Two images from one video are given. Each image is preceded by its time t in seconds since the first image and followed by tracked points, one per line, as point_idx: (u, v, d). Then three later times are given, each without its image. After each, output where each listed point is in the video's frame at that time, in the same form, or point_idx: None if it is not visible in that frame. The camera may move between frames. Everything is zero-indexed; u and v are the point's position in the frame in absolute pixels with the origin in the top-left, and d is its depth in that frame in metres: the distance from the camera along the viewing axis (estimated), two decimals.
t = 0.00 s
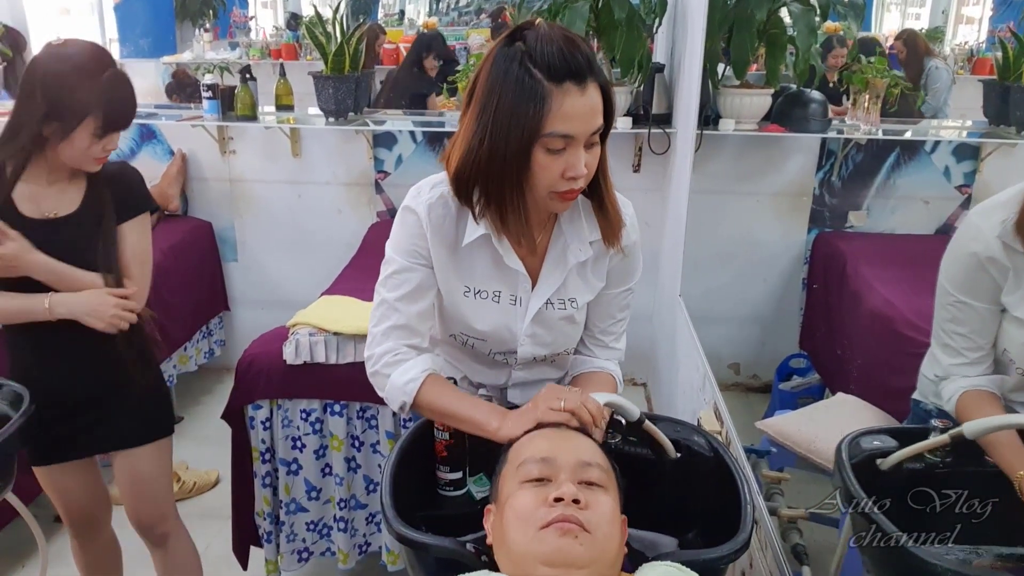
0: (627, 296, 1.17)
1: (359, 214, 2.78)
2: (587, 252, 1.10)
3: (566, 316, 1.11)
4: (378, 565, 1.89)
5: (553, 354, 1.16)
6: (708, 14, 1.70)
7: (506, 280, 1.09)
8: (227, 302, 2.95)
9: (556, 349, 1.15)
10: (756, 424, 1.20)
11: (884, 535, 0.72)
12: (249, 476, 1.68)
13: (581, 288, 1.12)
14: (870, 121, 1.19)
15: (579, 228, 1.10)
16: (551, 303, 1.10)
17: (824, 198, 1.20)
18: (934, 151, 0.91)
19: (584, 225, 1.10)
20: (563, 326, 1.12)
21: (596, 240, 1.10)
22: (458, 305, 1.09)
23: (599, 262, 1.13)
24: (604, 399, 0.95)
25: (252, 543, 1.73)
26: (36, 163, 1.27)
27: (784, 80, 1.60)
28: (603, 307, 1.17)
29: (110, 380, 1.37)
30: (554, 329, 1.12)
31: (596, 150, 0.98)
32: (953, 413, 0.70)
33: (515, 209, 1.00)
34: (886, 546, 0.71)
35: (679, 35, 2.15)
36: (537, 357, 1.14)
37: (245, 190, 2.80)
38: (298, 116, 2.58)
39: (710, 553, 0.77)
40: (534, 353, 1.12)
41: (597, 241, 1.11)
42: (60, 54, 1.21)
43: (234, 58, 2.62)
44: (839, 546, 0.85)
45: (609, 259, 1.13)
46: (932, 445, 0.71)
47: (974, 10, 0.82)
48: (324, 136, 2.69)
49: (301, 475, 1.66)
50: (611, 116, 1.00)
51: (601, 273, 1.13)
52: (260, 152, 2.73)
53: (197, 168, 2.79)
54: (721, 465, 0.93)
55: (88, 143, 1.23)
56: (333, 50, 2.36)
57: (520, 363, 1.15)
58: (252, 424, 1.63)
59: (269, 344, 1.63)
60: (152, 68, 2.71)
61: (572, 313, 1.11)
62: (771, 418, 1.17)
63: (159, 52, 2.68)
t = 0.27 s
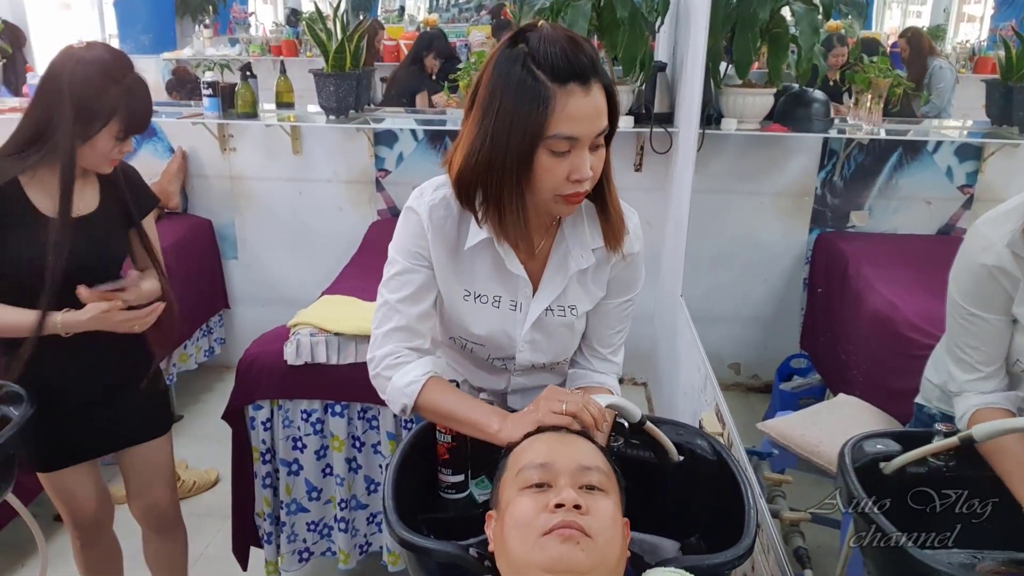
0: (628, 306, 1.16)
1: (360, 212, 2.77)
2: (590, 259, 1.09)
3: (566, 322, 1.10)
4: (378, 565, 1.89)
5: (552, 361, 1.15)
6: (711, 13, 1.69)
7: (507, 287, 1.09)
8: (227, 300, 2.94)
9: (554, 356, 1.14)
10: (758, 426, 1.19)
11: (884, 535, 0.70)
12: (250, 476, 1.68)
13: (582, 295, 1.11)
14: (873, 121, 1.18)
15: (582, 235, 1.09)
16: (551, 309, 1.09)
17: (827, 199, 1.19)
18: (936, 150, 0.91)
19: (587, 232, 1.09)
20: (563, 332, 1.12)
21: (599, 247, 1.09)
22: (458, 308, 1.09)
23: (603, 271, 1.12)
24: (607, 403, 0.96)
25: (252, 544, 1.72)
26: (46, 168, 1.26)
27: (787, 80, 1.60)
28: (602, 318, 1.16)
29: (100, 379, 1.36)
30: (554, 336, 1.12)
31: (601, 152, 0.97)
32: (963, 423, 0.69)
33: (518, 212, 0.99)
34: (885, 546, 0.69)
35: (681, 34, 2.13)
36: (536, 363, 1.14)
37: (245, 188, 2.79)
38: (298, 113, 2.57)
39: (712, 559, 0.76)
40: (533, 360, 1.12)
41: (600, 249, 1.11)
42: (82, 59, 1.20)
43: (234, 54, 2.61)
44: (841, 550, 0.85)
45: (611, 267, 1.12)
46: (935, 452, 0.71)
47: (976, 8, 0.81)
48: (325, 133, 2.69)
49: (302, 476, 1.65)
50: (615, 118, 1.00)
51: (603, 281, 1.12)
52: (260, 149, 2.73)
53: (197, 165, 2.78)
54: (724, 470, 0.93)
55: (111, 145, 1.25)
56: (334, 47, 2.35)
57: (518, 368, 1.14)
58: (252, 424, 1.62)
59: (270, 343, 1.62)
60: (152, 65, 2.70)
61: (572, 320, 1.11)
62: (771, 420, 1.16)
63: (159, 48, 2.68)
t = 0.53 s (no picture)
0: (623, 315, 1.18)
1: (360, 209, 2.77)
2: (592, 272, 1.09)
3: (564, 333, 1.11)
4: (379, 562, 1.89)
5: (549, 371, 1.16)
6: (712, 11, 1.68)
7: (506, 295, 1.09)
8: (227, 297, 2.94)
9: (548, 368, 1.15)
10: (757, 425, 1.19)
11: (884, 535, 0.70)
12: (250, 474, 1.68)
13: (580, 306, 1.12)
14: (874, 121, 1.18)
15: (584, 248, 1.10)
16: (551, 320, 1.10)
17: (827, 197, 1.19)
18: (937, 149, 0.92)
19: (589, 245, 1.10)
20: (560, 342, 1.12)
21: (601, 260, 1.10)
22: (458, 316, 1.09)
23: (603, 284, 1.12)
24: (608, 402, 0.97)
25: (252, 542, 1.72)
26: (73, 168, 1.18)
27: (788, 78, 1.59)
28: (598, 329, 1.17)
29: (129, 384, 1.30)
30: (552, 346, 1.12)
31: (607, 164, 0.97)
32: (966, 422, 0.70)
33: (521, 224, 0.99)
34: (885, 546, 0.70)
35: (682, 32, 2.13)
36: (532, 374, 1.14)
37: (245, 185, 2.79)
38: (298, 110, 2.57)
39: (713, 561, 0.76)
40: (530, 370, 1.12)
41: (601, 262, 1.11)
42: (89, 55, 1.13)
43: (233, 52, 2.64)
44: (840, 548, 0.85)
45: (611, 280, 1.12)
46: (934, 454, 0.71)
47: (975, 7, 0.81)
48: (325, 131, 2.68)
49: (302, 474, 1.66)
50: (621, 130, 1.00)
51: (602, 294, 1.13)
52: (259, 146, 2.72)
53: (196, 163, 2.78)
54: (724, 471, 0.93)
55: (133, 134, 1.21)
56: (334, 45, 2.34)
57: (514, 377, 1.15)
58: (252, 423, 1.62)
59: (269, 342, 1.62)
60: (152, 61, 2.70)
61: (571, 332, 1.11)
62: (770, 419, 1.16)
63: (158, 45, 2.67)
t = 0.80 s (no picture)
0: (617, 315, 1.17)
1: (359, 206, 2.77)
2: (586, 269, 1.09)
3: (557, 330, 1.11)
4: (378, 557, 1.90)
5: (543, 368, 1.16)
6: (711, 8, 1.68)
7: (500, 292, 1.09)
8: (226, 294, 2.94)
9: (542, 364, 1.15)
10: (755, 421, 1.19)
11: (885, 534, 0.70)
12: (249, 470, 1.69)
13: (574, 303, 1.12)
14: (872, 117, 1.18)
15: (578, 246, 1.09)
16: (543, 317, 1.10)
17: (825, 193, 1.19)
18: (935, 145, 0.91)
19: (583, 242, 1.09)
20: (554, 339, 1.13)
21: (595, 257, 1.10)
22: (454, 312, 1.09)
23: (598, 282, 1.12)
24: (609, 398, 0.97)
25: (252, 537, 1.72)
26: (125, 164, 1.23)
27: (786, 74, 1.60)
28: (591, 328, 1.17)
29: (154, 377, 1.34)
30: (546, 343, 1.13)
31: (602, 162, 0.98)
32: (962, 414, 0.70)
33: (516, 222, 0.99)
34: (886, 546, 0.69)
35: (681, 28, 2.13)
36: (525, 371, 1.15)
37: (244, 182, 2.79)
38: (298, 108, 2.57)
39: (712, 552, 0.77)
40: (522, 367, 1.13)
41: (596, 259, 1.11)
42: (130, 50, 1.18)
43: (232, 48, 2.61)
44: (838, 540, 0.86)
45: (605, 277, 1.12)
46: (932, 446, 0.72)
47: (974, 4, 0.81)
48: (324, 127, 2.68)
49: (301, 469, 1.66)
50: (617, 128, 1.00)
51: (597, 291, 1.12)
52: (258, 143, 2.72)
53: (196, 160, 2.78)
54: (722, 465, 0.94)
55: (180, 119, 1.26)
56: (333, 42, 2.34)
57: (507, 375, 1.15)
58: (252, 419, 1.63)
59: (268, 338, 1.62)
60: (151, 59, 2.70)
61: (564, 328, 1.12)
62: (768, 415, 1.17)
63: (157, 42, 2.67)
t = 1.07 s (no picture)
0: (620, 304, 1.17)
1: (358, 205, 2.78)
2: (587, 258, 1.09)
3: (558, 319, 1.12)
4: (377, 553, 1.90)
5: (545, 358, 1.17)
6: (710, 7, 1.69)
7: (500, 283, 1.09)
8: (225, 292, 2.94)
9: (545, 354, 1.16)
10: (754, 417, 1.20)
11: (886, 534, 0.70)
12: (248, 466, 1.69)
13: (575, 293, 1.13)
14: (870, 114, 1.19)
15: (578, 235, 1.10)
16: (545, 307, 1.11)
17: (823, 191, 1.20)
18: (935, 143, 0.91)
19: (583, 231, 1.10)
20: (556, 330, 1.13)
21: (596, 247, 1.10)
22: (455, 303, 1.10)
23: (598, 271, 1.12)
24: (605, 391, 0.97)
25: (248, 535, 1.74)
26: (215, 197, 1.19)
27: (784, 73, 1.60)
28: (594, 318, 1.16)
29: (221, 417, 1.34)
30: (547, 333, 1.13)
31: (599, 152, 0.98)
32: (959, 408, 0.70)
33: (515, 212, 0.99)
34: (886, 546, 0.69)
35: (680, 27, 2.14)
36: (528, 361, 1.15)
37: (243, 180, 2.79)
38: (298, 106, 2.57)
39: (710, 546, 0.77)
40: (525, 357, 1.14)
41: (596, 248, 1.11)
42: (204, 49, 0.97)
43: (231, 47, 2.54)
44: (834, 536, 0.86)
45: (606, 266, 1.12)
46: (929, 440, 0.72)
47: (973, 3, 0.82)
48: (323, 126, 2.68)
49: (300, 466, 1.66)
50: (613, 118, 1.00)
51: (598, 280, 1.13)
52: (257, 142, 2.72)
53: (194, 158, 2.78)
54: (721, 459, 0.94)
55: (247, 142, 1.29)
56: (333, 40, 2.34)
57: (510, 366, 1.16)
58: (251, 415, 1.63)
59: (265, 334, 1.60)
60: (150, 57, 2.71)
61: (566, 318, 1.12)
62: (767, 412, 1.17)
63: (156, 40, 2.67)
